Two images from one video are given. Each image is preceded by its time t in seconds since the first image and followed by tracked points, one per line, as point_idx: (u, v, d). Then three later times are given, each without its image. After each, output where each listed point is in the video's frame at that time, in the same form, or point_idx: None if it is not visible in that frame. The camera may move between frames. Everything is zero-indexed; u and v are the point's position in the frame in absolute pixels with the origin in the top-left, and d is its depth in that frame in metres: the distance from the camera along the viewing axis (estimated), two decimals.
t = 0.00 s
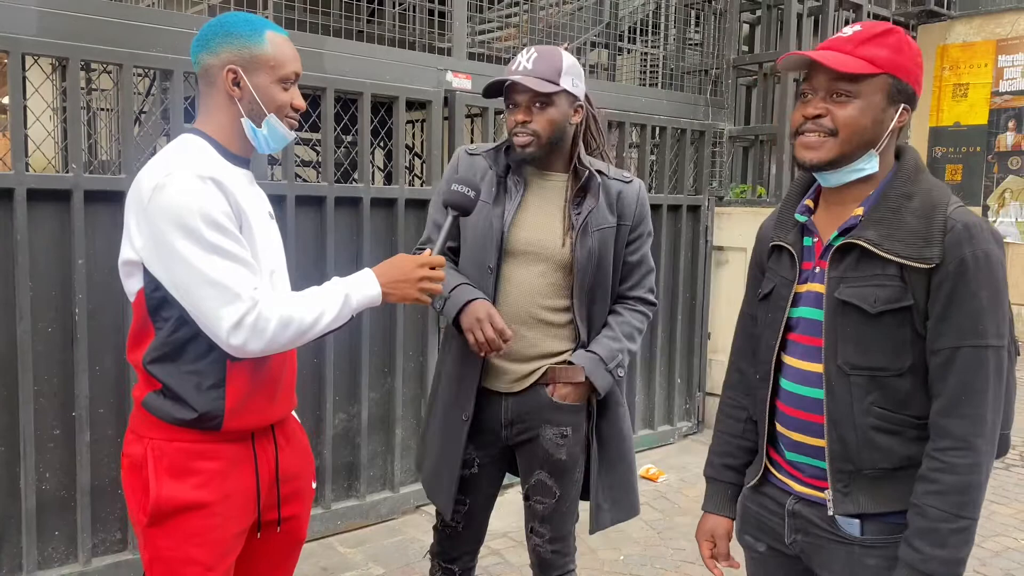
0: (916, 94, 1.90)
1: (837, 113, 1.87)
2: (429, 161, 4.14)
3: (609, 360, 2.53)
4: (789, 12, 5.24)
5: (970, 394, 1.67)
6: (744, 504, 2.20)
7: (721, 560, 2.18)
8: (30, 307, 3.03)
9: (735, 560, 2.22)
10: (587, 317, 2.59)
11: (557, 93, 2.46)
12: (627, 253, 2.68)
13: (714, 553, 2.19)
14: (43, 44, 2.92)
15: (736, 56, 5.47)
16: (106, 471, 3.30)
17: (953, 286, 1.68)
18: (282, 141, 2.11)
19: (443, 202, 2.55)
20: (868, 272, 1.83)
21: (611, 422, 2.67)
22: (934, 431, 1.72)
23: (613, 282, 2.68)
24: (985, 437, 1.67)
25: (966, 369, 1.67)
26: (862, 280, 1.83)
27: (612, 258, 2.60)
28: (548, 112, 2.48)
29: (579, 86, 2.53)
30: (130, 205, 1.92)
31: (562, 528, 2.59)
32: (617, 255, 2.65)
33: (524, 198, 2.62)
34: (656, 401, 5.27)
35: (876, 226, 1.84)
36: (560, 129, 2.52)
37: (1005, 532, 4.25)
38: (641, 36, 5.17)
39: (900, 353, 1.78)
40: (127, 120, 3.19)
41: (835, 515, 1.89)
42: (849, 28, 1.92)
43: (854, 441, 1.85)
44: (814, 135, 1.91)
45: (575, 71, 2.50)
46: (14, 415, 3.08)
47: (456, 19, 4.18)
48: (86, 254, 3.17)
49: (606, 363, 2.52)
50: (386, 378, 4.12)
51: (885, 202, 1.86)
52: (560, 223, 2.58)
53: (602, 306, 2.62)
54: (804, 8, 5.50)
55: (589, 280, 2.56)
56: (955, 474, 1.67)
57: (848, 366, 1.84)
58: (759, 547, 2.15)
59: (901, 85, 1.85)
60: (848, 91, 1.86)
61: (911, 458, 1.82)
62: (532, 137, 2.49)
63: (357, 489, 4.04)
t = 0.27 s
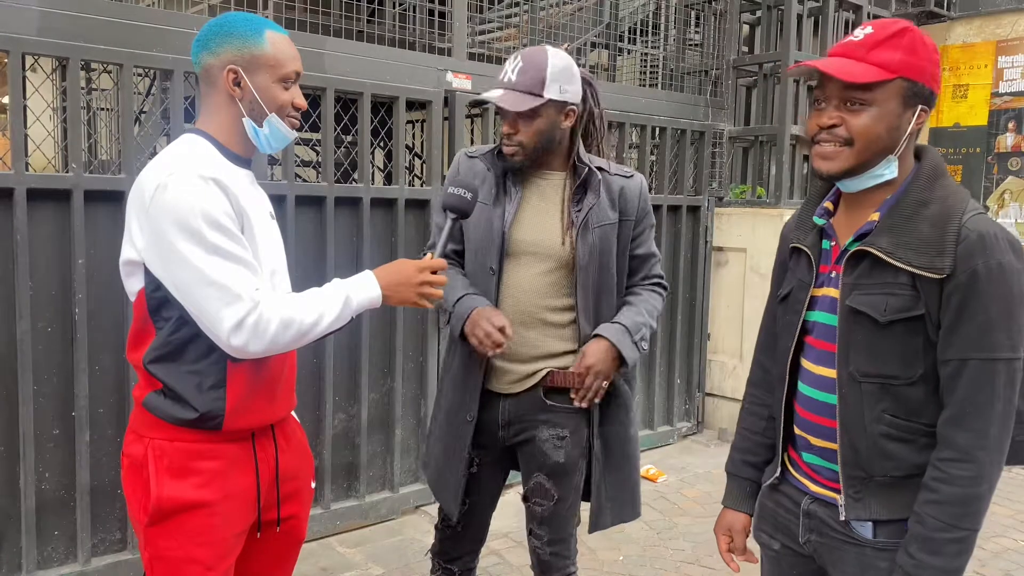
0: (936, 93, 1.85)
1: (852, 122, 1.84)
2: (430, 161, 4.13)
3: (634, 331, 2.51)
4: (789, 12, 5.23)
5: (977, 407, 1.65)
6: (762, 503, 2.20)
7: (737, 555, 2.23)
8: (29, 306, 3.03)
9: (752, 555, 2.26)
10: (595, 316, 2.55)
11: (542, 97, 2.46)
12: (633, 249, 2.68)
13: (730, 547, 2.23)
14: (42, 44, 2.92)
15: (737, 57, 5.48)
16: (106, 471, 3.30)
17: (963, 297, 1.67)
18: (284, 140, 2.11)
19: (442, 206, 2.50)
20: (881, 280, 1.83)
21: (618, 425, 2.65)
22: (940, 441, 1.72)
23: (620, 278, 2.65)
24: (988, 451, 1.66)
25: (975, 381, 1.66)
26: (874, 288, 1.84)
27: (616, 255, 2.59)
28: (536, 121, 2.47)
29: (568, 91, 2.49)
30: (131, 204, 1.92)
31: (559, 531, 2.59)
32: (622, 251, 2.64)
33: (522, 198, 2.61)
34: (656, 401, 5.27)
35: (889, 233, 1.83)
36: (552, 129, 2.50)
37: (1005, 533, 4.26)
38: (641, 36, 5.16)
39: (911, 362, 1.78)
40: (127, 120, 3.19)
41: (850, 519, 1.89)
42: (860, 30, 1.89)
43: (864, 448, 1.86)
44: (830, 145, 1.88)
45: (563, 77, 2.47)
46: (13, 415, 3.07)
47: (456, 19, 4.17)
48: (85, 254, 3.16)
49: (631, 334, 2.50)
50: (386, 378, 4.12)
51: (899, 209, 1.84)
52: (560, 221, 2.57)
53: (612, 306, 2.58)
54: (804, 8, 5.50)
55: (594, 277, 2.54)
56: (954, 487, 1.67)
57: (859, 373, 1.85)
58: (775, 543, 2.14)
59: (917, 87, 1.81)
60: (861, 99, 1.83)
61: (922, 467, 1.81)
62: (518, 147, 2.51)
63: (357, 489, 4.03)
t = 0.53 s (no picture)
0: (938, 96, 1.87)
1: (854, 132, 1.86)
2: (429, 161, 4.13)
3: (660, 331, 2.40)
4: (788, 13, 5.24)
5: (986, 413, 1.66)
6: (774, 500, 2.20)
7: (751, 552, 2.22)
8: (27, 306, 3.03)
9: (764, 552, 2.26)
10: (596, 322, 2.51)
11: (540, 96, 2.45)
12: (643, 255, 2.61)
13: (744, 545, 2.23)
14: (41, 43, 2.92)
15: (736, 57, 5.48)
16: (104, 471, 3.30)
17: (971, 304, 1.68)
18: (283, 140, 2.11)
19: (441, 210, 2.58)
20: (890, 286, 1.83)
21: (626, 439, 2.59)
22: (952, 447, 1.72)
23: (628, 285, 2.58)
24: (1001, 457, 1.66)
25: (984, 388, 1.66)
26: (882, 294, 1.84)
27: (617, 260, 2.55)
28: (529, 114, 2.48)
29: (570, 88, 2.47)
30: (130, 204, 1.92)
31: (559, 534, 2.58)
32: (627, 257, 2.56)
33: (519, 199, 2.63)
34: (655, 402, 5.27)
35: (897, 240, 1.83)
36: (549, 130, 2.50)
37: (1004, 534, 4.26)
38: (639, 37, 5.16)
39: (921, 368, 1.78)
40: (126, 120, 3.19)
41: (864, 522, 1.89)
42: (859, 37, 1.91)
43: (878, 452, 1.86)
44: (834, 155, 1.90)
45: (567, 73, 2.45)
46: (12, 415, 3.07)
47: (456, 20, 4.18)
48: (84, 254, 3.16)
49: (658, 335, 2.39)
50: (385, 379, 4.12)
51: (909, 212, 1.84)
52: (556, 223, 2.55)
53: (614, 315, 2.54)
54: (803, 9, 5.51)
55: (590, 283, 2.49)
56: (967, 492, 1.67)
57: (871, 379, 1.85)
58: (785, 540, 2.15)
59: (919, 92, 1.83)
60: (862, 110, 1.85)
61: (936, 472, 1.81)
62: (513, 135, 2.52)
63: (355, 489, 4.03)
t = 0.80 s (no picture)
0: (930, 98, 1.88)
1: (847, 130, 1.87)
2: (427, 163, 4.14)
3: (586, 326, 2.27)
4: (786, 14, 5.25)
5: (988, 405, 1.66)
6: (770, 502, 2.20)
7: (749, 556, 2.22)
8: (25, 307, 3.02)
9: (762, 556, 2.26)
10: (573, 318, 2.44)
11: (542, 95, 2.46)
12: (627, 262, 2.47)
13: (742, 549, 2.23)
14: (39, 44, 2.92)
15: (734, 59, 5.49)
16: (102, 472, 3.29)
17: (965, 297, 1.68)
18: (282, 143, 2.11)
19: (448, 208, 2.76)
20: (884, 281, 1.83)
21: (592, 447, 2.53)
22: (954, 441, 1.71)
23: (610, 291, 2.48)
24: (1007, 448, 1.65)
25: (982, 380, 1.66)
26: (876, 289, 1.84)
27: (599, 261, 2.45)
28: (535, 114, 2.48)
29: (573, 86, 2.46)
30: (128, 206, 1.91)
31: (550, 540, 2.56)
32: (614, 262, 2.47)
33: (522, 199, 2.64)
34: (652, 403, 5.27)
35: (890, 235, 1.84)
36: (552, 130, 2.49)
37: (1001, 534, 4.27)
38: (638, 38, 5.15)
39: (914, 362, 1.79)
40: (124, 120, 3.19)
41: (855, 518, 1.89)
42: (852, 40, 1.93)
43: (871, 447, 1.85)
44: (827, 154, 1.92)
45: (568, 72, 2.45)
46: (9, 416, 3.06)
47: (454, 21, 4.19)
48: (83, 255, 3.16)
49: (582, 328, 2.27)
50: (383, 380, 4.11)
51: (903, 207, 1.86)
52: (551, 221, 2.53)
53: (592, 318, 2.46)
54: (801, 10, 5.53)
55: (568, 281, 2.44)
56: (975, 485, 1.66)
57: (864, 374, 1.85)
58: (782, 543, 2.14)
59: (909, 93, 1.85)
60: (854, 109, 1.86)
61: (934, 465, 1.81)
62: (521, 138, 2.53)
63: (354, 491, 4.03)
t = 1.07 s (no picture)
0: (900, 98, 1.89)
1: (820, 133, 1.88)
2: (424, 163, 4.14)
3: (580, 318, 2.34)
4: (783, 16, 5.25)
5: (955, 396, 1.67)
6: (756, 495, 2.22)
7: (735, 550, 2.22)
8: (22, 308, 3.02)
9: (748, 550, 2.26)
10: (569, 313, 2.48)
11: (553, 98, 2.45)
12: (627, 263, 2.50)
13: (728, 542, 2.23)
14: (35, 45, 2.91)
15: (731, 60, 5.50)
16: (99, 473, 3.28)
17: (935, 291, 1.70)
18: (279, 141, 2.10)
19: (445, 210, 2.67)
20: (859, 276, 1.85)
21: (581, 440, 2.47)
22: (923, 430, 1.73)
23: (607, 290, 2.52)
24: (972, 438, 1.67)
25: (950, 371, 1.68)
26: (851, 283, 1.86)
27: (596, 259, 2.48)
28: (544, 116, 2.47)
29: (584, 91, 2.47)
30: (126, 207, 1.91)
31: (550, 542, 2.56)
32: (614, 262, 2.50)
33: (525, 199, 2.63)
34: (650, 404, 5.28)
35: (865, 232, 1.85)
36: (559, 132, 2.49)
37: (997, 534, 4.27)
38: (635, 39, 5.14)
39: (889, 354, 1.81)
40: (121, 121, 3.18)
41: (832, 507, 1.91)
42: (824, 46, 1.95)
43: (846, 439, 1.88)
44: (803, 156, 1.93)
45: (580, 77, 2.46)
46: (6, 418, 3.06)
47: (452, 22, 4.19)
48: (80, 256, 3.16)
49: (575, 319, 2.34)
50: (380, 381, 4.11)
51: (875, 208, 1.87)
52: (555, 221, 2.53)
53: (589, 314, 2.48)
54: (798, 11, 5.54)
55: (564, 277, 2.48)
56: (939, 473, 1.68)
57: (839, 366, 1.87)
58: (770, 538, 2.16)
59: (880, 94, 1.86)
60: (827, 112, 1.87)
61: (905, 456, 1.83)
62: (528, 140, 2.51)
63: (351, 492, 4.03)
